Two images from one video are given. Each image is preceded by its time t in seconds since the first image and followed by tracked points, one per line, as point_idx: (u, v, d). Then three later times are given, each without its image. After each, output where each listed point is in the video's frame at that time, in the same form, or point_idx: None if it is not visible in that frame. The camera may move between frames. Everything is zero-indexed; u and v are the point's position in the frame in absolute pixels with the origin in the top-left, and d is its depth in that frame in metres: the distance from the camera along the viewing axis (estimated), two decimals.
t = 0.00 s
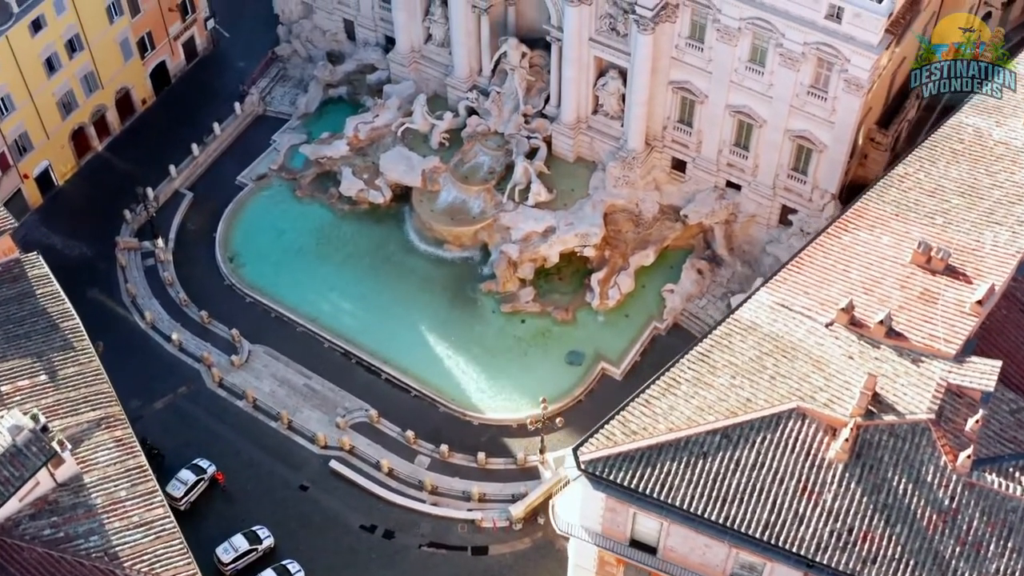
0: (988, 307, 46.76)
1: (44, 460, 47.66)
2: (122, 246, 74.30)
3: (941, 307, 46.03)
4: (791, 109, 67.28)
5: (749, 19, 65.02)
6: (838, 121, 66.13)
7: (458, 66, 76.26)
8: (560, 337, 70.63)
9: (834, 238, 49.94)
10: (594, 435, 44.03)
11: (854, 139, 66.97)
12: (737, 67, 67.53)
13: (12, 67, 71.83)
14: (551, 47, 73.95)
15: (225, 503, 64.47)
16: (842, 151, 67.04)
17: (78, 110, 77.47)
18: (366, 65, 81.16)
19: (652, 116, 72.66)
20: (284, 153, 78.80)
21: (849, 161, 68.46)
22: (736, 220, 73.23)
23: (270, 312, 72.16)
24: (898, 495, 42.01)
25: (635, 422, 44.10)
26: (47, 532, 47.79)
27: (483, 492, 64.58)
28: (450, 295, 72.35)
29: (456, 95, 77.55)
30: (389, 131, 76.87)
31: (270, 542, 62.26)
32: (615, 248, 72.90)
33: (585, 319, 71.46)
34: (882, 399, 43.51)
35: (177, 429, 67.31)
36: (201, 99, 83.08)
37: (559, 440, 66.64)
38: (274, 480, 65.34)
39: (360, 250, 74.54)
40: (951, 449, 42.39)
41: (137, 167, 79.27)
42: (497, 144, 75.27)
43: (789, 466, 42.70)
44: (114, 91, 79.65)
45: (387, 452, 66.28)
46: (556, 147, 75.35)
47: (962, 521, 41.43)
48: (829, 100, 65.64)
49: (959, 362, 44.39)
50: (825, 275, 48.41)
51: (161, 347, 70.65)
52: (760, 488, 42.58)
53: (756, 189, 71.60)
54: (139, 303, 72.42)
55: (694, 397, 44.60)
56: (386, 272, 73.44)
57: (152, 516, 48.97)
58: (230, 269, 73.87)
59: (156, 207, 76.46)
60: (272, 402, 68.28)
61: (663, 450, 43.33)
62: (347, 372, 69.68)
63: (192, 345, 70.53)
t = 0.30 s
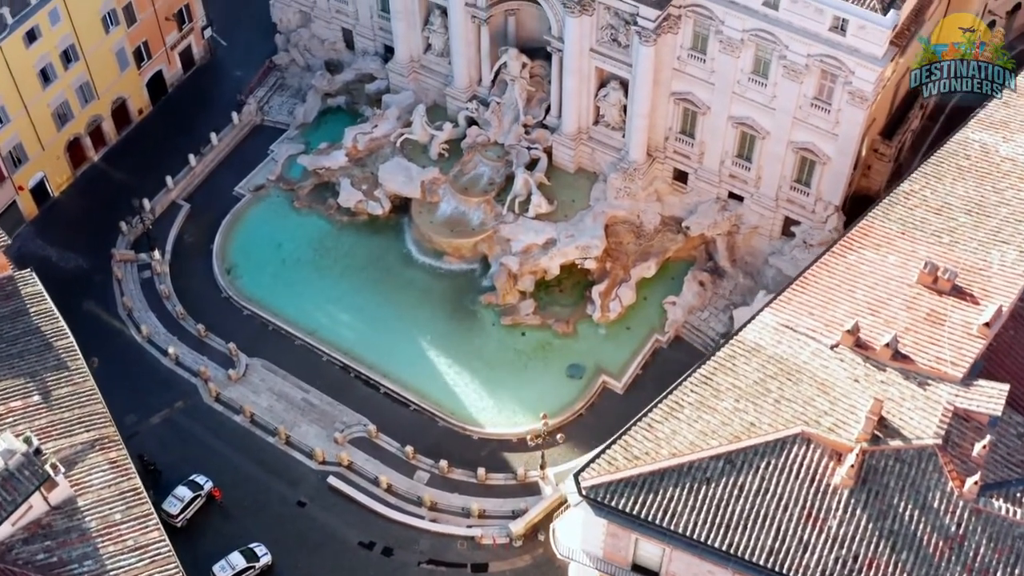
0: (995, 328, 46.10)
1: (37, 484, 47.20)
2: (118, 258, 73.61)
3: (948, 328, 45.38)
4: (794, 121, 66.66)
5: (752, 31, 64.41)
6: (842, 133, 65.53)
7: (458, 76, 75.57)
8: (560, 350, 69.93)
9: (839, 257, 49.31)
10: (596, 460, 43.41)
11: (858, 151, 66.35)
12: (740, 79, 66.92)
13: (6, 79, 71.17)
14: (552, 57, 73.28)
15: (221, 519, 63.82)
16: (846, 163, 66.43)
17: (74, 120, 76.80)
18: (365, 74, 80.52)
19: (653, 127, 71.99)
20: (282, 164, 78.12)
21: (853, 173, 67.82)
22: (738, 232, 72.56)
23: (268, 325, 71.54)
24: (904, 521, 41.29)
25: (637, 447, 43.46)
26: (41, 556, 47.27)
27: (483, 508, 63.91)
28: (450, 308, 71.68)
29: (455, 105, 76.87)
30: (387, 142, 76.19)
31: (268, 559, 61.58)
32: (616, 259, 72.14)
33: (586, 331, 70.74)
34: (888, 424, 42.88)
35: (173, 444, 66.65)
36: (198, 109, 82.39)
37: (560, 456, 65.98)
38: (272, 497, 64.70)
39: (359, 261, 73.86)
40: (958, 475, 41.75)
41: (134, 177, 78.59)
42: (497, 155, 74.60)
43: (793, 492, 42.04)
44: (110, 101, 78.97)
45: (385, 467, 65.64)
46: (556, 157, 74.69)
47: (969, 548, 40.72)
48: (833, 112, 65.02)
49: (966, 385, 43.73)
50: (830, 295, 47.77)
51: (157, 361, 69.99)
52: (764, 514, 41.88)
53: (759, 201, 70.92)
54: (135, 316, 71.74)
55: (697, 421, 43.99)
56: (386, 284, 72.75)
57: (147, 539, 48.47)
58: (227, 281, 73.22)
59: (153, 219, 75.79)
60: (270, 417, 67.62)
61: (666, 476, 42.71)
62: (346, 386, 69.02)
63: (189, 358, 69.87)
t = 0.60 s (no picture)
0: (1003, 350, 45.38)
1: (31, 508, 46.78)
2: (114, 270, 72.91)
3: (955, 351, 44.70)
4: (797, 133, 65.98)
5: (755, 42, 63.76)
6: (845, 145, 64.87)
7: (457, 86, 74.80)
8: (561, 363, 69.28)
9: (843, 276, 48.61)
10: (597, 486, 42.79)
11: (862, 163, 65.70)
12: (742, 90, 66.23)
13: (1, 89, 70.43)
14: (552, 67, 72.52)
15: (219, 537, 63.19)
16: (849, 176, 65.77)
17: (70, 130, 76.06)
18: (364, 83, 79.79)
19: (654, 137, 71.28)
20: (280, 174, 77.34)
21: (856, 185, 67.15)
22: (741, 244, 71.83)
23: (266, 338, 70.90)
24: (911, 550, 40.57)
25: (639, 473, 42.88)
26: None
27: (483, 525, 63.26)
28: (449, 321, 71.02)
29: (455, 115, 76.11)
30: (386, 152, 75.47)
31: None
32: (617, 272, 71.36)
33: (587, 344, 70.06)
34: (894, 450, 42.23)
35: (170, 460, 65.99)
36: (196, 118, 81.65)
37: (560, 471, 65.35)
38: (270, 514, 64.07)
39: (358, 273, 73.18)
40: (965, 502, 41.09)
41: (131, 188, 77.88)
42: (497, 165, 73.86)
43: (798, 519, 41.37)
44: (107, 111, 78.20)
45: (384, 484, 65.01)
46: (556, 168, 73.96)
47: None
48: (836, 125, 64.41)
49: (973, 410, 43.04)
50: (835, 316, 47.10)
51: (154, 375, 69.32)
52: (769, 542, 41.17)
53: (761, 213, 70.21)
54: (132, 329, 71.06)
55: (700, 446, 43.39)
56: (385, 297, 72.06)
57: (142, 563, 48.00)
58: (225, 293, 72.54)
59: (150, 230, 75.10)
60: (268, 432, 66.96)
61: (668, 503, 42.09)
62: (345, 400, 68.38)
63: (186, 373, 69.18)
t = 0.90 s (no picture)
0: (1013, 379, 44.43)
1: (23, 537, 46.11)
2: (110, 284, 72.09)
3: (964, 381, 43.88)
4: (801, 148, 65.14)
5: (758, 56, 62.86)
6: (850, 161, 64.03)
7: (457, 98, 73.92)
8: (561, 381, 68.53)
9: (850, 302, 47.79)
10: (599, 519, 42.07)
11: (867, 179, 64.90)
12: (746, 104, 65.35)
13: None
14: (553, 79, 71.59)
15: (216, 558, 62.44)
16: (854, 192, 64.97)
17: (65, 142, 75.12)
18: (363, 94, 78.87)
19: (656, 151, 70.41)
20: (278, 186, 76.44)
21: (860, 201, 66.35)
22: (743, 259, 70.99)
23: (264, 354, 70.14)
24: None
25: (643, 505, 42.19)
26: None
27: (482, 547, 62.54)
28: (449, 337, 70.21)
29: (454, 127, 75.22)
30: (385, 165, 74.63)
31: None
32: (619, 287, 70.50)
33: (588, 361, 69.28)
34: (902, 483, 41.49)
35: (166, 479, 65.22)
36: (193, 129, 80.76)
37: (560, 492, 64.71)
38: (267, 535, 63.33)
39: (356, 288, 72.35)
40: (974, 538, 40.23)
41: (127, 200, 77.01)
42: (497, 179, 73.03)
43: (804, 554, 40.58)
44: (103, 122, 77.26)
45: (383, 504, 64.31)
46: (557, 181, 73.12)
47: None
48: (841, 140, 63.56)
49: (982, 442, 42.16)
50: (841, 343, 46.32)
51: (150, 392, 68.51)
52: None
53: (764, 228, 69.40)
54: (128, 344, 70.24)
55: (704, 478, 42.72)
56: (384, 312, 71.24)
57: None
58: (221, 308, 71.73)
59: (146, 244, 74.26)
60: (265, 450, 66.20)
61: (671, 536, 41.39)
62: (343, 418, 67.66)
63: (182, 390, 68.38)
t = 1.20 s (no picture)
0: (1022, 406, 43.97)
1: (17, 566, 45.90)
2: (106, 298, 71.42)
3: (972, 408, 43.41)
4: (805, 162, 64.43)
5: (762, 70, 62.13)
6: (854, 176, 63.34)
7: (457, 109, 73.17)
8: (561, 397, 67.87)
9: (855, 325, 47.12)
10: (601, 550, 41.67)
11: (871, 194, 64.22)
12: (749, 118, 64.62)
13: None
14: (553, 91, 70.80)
15: None
16: (858, 207, 64.29)
17: (61, 154, 74.38)
18: (361, 104, 78.10)
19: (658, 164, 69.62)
20: (276, 198, 75.69)
21: (864, 216, 65.72)
22: (746, 272, 70.28)
23: (261, 369, 69.50)
24: None
25: (645, 535, 41.80)
26: None
27: (482, 566, 62.04)
28: (448, 352, 69.53)
29: (454, 138, 74.48)
30: (384, 177, 73.83)
31: None
32: (620, 301, 69.81)
33: (589, 377, 68.61)
34: (909, 513, 41.11)
35: (163, 497, 64.62)
36: (190, 139, 80.01)
37: (560, 509, 64.12)
38: (265, 554, 62.74)
39: (355, 301, 71.66)
40: (982, 569, 39.88)
41: (124, 212, 76.30)
42: (497, 192, 72.26)
43: None
44: (99, 133, 76.51)
45: (382, 522, 63.76)
46: (558, 194, 72.38)
47: None
48: (845, 155, 62.86)
49: (991, 472, 41.85)
50: (846, 368, 45.71)
51: (147, 408, 67.87)
52: None
53: (767, 242, 68.70)
54: (124, 359, 69.57)
55: (708, 508, 42.35)
56: (383, 326, 70.56)
57: None
58: (219, 322, 71.06)
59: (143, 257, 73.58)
60: (263, 468, 65.57)
61: (675, 567, 41.01)
62: (342, 434, 67.05)
63: (179, 406, 67.74)
